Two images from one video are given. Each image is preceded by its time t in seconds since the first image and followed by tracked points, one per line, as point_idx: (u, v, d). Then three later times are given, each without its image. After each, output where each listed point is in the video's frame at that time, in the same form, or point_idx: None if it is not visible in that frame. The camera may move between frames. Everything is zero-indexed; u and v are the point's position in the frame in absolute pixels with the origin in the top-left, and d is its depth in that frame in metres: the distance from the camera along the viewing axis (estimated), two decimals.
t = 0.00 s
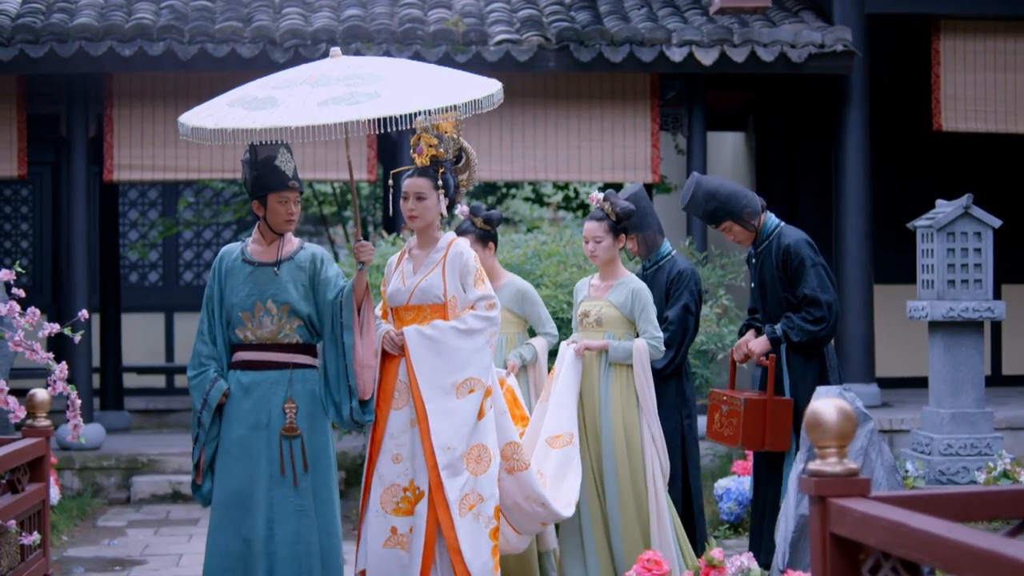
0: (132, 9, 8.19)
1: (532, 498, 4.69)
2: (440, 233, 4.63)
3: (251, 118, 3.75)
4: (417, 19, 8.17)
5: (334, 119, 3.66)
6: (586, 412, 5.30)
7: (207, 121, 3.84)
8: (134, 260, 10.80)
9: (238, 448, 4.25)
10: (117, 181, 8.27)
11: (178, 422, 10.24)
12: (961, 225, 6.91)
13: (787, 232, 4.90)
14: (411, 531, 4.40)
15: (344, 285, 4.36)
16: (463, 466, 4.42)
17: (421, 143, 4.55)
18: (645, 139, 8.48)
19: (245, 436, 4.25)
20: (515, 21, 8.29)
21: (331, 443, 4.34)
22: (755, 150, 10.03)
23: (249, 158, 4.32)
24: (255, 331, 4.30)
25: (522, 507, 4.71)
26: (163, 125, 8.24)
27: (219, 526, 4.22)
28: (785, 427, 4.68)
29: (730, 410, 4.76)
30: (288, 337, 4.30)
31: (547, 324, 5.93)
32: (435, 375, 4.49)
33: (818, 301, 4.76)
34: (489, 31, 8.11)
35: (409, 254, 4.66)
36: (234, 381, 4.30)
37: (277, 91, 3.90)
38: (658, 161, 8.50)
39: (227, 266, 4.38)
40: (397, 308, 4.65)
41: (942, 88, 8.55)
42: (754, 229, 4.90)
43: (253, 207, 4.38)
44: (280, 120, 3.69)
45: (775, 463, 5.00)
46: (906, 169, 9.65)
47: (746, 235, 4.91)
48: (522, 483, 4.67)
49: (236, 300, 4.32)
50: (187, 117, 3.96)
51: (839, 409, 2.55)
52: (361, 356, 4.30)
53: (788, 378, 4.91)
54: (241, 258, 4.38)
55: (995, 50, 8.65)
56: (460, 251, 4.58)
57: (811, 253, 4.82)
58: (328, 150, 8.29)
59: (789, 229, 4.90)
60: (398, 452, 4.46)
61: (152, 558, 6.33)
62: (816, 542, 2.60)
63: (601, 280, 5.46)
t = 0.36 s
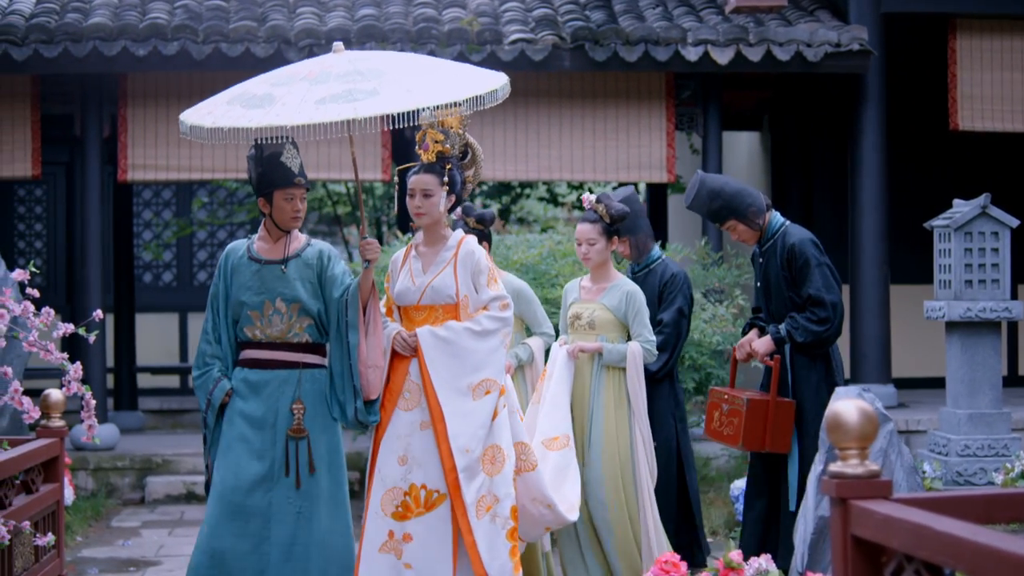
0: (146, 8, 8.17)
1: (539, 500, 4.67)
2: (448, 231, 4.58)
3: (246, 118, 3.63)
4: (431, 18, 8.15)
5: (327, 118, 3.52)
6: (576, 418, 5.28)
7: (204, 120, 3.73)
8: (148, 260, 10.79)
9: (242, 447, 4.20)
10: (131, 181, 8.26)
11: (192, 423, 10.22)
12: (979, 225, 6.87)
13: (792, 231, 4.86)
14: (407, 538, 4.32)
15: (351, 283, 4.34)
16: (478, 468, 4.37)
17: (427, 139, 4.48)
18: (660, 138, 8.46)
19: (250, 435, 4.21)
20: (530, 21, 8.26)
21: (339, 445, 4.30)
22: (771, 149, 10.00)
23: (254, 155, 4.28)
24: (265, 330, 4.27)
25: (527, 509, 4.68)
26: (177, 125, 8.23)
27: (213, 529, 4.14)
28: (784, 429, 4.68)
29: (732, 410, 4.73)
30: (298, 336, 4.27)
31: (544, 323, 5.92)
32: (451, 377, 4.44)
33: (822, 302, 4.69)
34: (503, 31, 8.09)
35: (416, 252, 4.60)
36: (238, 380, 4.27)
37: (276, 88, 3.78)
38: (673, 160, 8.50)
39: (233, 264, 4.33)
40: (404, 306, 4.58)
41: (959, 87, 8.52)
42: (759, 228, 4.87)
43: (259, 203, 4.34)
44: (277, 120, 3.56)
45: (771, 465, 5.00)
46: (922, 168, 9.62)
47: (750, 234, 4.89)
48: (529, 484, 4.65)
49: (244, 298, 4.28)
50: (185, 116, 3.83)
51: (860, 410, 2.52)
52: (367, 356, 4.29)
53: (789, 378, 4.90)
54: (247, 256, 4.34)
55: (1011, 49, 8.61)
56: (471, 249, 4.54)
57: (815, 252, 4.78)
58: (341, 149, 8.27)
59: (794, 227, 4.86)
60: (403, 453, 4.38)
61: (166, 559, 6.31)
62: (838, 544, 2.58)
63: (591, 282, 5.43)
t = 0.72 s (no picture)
0: (161, 8, 8.16)
1: (542, 500, 4.64)
2: (451, 231, 4.50)
3: (247, 113, 3.53)
4: (446, 17, 8.12)
5: (333, 111, 3.43)
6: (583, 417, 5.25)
7: (205, 118, 3.61)
8: (163, 259, 10.79)
9: (238, 454, 4.00)
10: (145, 181, 8.25)
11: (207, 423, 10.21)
12: (997, 225, 6.83)
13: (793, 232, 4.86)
14: (423, 545, 4.27)
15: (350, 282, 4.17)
16: (491, 471, 4.36)
17: (431, 137, 4.40)
18: (675, 137, 8.43)
19: (246, 440, 4.01)
20: (545, 19, 8.23)
21: (335, 450, 4.13)
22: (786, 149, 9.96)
23: (247, 152, 4.08)
24: (260, 332, 4.07)
25: (530, 509, 4.65)
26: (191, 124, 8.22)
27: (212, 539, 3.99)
28: (790, 429, 4.67)
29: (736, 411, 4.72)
30: (294, 339, 4.08)
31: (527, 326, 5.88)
32: (461, 382, 4.38)
33: (827, 301, 4.72)
34: (518, 29, 8.06)
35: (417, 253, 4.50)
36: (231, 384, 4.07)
37: (277, 83, 3.68)
38: (689, 159, 8.45)
39: (225, 265, 4.12)
40: (406, 307, 4.48)
41: (976, 86, 8.49)
42: (761, 227, 4.86)
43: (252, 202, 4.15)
44: (280, 115, 3.46)
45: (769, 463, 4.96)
46: (939, 168, 9.57)
47: (751, 232, 4.86)
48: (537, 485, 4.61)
49: (236, 300, 4.08)
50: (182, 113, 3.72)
51: (881, 410, 2.50)
52: (372, 355, 4.13)
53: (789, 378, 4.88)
54: (239, 256, 4.13)
55: None
56: (477, 250, 4.48)
57: (818, 253, 4.78)
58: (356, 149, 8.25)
59: (795, 228, 4.86)
60: (413, 458, 4.33)
61: (181, 560, 6.29)
62: (860, 545, 2.57)
63: (590, 282, 5.38)
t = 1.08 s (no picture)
0: (176, 8, 8.14)
1: (534, 504, 4.58)
2: (447, 230, 4.49)
3: (259, 107, 3.43)
4: (461, 17, 8.10)
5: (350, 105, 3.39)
6: (589, 416, 5.24)
7: (208, 111, 3.52)
8: (177, 260, 10.78)
9: (228, 458, 3.90)
10: (160, 181, 8.24)
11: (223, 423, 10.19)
12: (1016, 225, 6.80)
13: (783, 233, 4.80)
14: (422, 544, 4.23)
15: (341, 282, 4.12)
16: (481, 474, 4.31)
17: (427, 134, 4.36)
18: (692, 137, 8.40)
19: (235, 443, 3.91)
20: (560, 19, 8.21)
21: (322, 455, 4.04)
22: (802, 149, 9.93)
23: (240, 146, 3.98)
24: (248, 332, 3.96)
25: (523, 511, 4.59)
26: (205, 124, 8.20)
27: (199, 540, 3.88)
28: (788, 430, 4.61)
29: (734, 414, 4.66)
30: (282, 339, 3.98)
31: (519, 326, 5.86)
32: (455, 381, 4.34)
33: (822, 301, 4.66)
34: (534, 29, 8.03)
35: (412, 249, 4.47)
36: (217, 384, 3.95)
37: (281, 77, 3.59)
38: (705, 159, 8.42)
39: (214, 263, 4.01)
40: (399, 304, 4.44)
41: (994, 84, 8.45)
42: (750, 227, 4.79)
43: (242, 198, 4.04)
44: (297, 109, 3.38)
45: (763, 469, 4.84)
46: (955, 167, 9.53)
47: (741, 233, 4.80)
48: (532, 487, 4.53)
49: (223, 298, 3.97)
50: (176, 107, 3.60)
51: (904, 411, 2.47)
52: (363, 356, 4.08)
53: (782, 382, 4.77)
54: (228, 253, 4.02)
55: None
56: (474, 248, 4.46)
57: (811, 253, 4.72)
58: (371, 149, 8.24)
59: (784, 228, 4.80)
60: (410, 458, 4.28)
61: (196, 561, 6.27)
62: (882, 545, 2.56)
63: (595, 284, 5.37)
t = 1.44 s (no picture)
0: (191, 8, 8.13)
1: (537, 506, 4.60)
2: (445, 228, 4.42)
3: (274, 110, 3.41)
4: (477, 17, 8.08)
5: (372, 110, 3.37)
6: (588, 419, 5.19)
7: (219, 113, 3.46)
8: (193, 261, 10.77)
9: (230, 461, 3.88)
10: (175, 182, 8.23)
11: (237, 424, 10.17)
12: None
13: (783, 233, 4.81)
14: (437, 548, 4.21)
15: (339, 284, 4.07)
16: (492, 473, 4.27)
17: (429, 130, 4.29)
18: (708, 137, 8.38)
19: (236, 445, 3.88)
20: (576, 19, 8.19)
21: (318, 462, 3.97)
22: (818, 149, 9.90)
23: (236, 147, 3.94)
24: (247, 334, 3.94)
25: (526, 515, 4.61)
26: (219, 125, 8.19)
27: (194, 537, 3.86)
28: (784, 431, 4.59)
29: (729, 412, 4.63)
30: (282, 339, 3.95)
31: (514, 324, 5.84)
32: (465, 381, 4.32)
33: (821, 301, 4.67)
34: (550, 29, 8.01)
35: (409, 247, 4.38)
36: (222, 388, 3.92)
37: (292, 79, 3.56)
38: (722, 160, 8.40)
39: (212, 264, 3.99)
40: (402, 305, 4.36)
41: (1011, 84, 8.41)
42: (750, 227, 4.78)
43: (241, 197, 4.00)
44: (316, 113, 3.36)
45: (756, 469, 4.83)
46: (972, 167, 9.50)
47: (741, 233, 4.79)
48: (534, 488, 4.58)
49: (223, 300, 3.94)
50: (182, 110, 3.56)
51: (926, 412, 2.46)
52: (361, 359, 4.04)
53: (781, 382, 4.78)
54: (226, 255, 3.99)
55: None
56: (476, 246, 4.40)
57: (811, 254, 4.75)
58: (387, 150, 8.22)
59: (784, 229, 4.80)
60: (418, 461, 4.24)
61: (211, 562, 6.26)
62: (905, 549, 2.55)
63: (596, 282, 5.34)
